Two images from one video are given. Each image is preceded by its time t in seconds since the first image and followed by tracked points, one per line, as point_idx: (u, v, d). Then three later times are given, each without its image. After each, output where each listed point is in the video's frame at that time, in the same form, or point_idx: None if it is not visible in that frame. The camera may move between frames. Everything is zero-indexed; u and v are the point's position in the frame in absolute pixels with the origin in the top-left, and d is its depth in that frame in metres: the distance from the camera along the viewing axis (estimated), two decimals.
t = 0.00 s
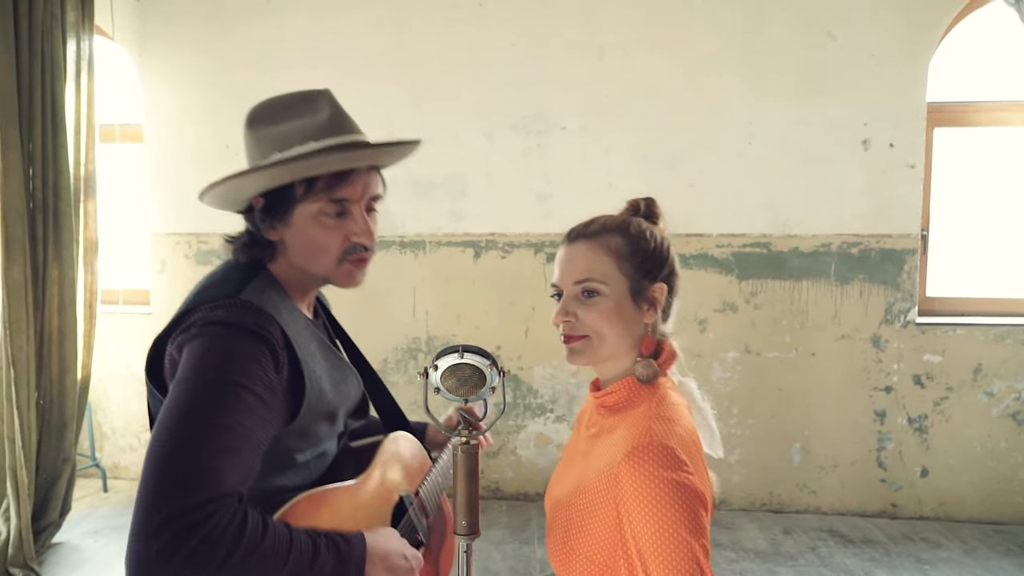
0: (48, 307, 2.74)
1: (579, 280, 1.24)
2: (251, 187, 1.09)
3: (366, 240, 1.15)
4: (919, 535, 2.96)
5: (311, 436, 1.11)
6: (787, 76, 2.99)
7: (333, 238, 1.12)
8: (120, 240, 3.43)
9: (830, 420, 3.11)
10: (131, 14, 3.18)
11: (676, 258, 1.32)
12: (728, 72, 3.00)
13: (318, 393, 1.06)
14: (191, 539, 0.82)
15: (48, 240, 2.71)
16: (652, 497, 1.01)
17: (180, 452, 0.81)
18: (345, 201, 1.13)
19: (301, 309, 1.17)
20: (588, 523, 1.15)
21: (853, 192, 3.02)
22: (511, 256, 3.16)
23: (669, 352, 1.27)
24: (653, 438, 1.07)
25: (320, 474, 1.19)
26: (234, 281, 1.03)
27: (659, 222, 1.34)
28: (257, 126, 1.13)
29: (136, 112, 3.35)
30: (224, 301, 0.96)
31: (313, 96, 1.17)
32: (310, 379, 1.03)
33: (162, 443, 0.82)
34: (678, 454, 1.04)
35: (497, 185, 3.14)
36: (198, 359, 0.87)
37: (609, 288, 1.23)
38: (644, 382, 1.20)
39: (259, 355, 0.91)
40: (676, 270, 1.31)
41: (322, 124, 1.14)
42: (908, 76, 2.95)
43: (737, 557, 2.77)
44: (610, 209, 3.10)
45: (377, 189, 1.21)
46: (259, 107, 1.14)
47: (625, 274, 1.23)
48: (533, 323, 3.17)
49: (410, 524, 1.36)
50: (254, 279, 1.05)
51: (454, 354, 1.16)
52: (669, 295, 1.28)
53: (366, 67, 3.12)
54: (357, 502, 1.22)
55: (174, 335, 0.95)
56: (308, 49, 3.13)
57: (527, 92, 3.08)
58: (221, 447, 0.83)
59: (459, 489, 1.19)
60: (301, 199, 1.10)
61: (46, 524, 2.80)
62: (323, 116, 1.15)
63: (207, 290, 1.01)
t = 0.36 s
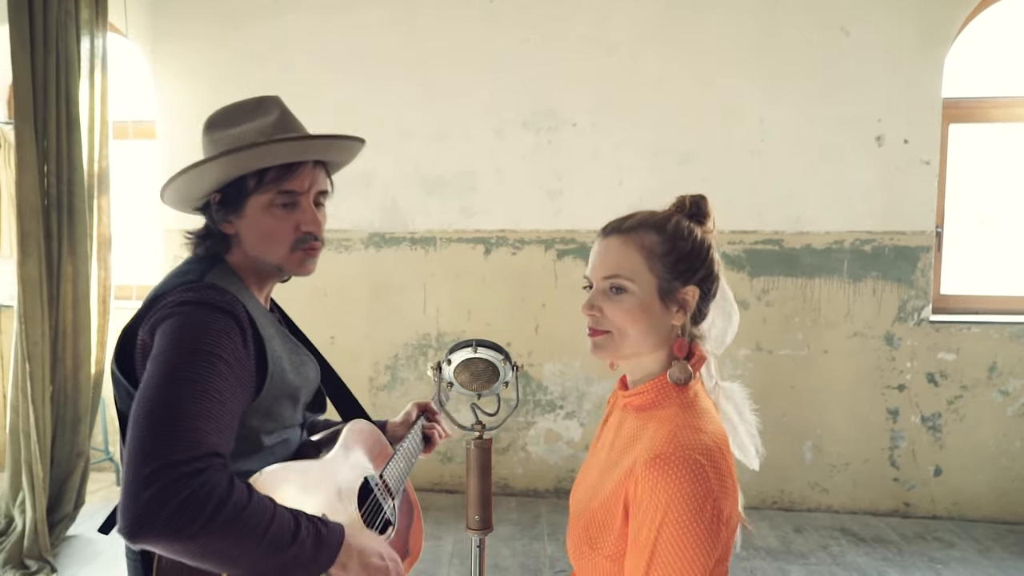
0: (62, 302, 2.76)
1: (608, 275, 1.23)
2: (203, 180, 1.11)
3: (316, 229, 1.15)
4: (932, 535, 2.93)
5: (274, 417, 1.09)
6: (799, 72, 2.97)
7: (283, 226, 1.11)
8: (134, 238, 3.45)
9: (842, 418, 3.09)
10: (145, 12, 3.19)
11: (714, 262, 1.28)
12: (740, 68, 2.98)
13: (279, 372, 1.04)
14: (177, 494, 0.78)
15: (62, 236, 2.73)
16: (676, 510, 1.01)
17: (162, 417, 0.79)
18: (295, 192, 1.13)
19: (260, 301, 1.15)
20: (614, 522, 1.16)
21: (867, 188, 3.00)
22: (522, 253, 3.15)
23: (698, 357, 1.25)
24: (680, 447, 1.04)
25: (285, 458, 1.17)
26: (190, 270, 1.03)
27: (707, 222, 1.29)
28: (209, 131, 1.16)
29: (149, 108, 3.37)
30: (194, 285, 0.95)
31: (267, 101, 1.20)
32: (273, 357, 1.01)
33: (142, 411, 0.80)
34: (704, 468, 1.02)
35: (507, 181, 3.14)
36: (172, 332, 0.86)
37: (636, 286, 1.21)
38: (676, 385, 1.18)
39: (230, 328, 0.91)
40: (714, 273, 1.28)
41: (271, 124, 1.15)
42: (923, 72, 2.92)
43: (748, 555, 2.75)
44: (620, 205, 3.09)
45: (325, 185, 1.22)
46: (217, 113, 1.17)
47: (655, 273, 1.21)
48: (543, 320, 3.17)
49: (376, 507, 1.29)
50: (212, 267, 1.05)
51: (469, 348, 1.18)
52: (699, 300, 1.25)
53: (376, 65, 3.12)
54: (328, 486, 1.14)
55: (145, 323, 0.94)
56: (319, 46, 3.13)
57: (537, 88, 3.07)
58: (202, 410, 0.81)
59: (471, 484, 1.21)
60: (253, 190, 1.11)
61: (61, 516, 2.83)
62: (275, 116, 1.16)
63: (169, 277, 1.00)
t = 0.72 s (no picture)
0: (73, 298, 2.78)
1: (620, 282, 1.22)
2: (200, 171, 1.12)
3: (313, 220, 1.15)
4: (942, 534, 2.91)
5: (279, 412, 1.10)
6: (809, 68, 2.95)
7: (281, 217, 1.12)
8: (143, 235, 3.46)
9: (852, 416, 3.07)
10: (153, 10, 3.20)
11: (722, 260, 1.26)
12: (749, 64, 2.96)
13: (281, 363, 1.04)
14: (175, 476, 0.77)
15: (72, 233, 2.75)
16: (706, 500, 1.01)
17: (158, 398, 0.78)
18: (292, 183, 1.14)
19: (258, 294, 1.14)
20: (631, 515, 1.15)
21: (877, 186, 2.97)
22: (529, 250, 3.15)
23: (711, 354, 1.24)
24: (712, 443, 1.04)
25: (290, 456, 1.17)
26: (189, 262, 1.03)
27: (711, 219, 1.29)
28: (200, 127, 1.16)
29: (158, 106, 3.38)
30: (192, 275, 0.95)
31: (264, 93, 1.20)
32: (274, 348, 1.02)
33: (138, 393, 0.80)
34: (735, 462, 1.03)
35: (515, 178, 3.13)
36: (170, 317, 0.86)
37: (651, 291, 1.20)
38: (692, 382, 1.17)
39: (228, 316, 0.91)
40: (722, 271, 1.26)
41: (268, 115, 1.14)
42: (935, 67, 2.89)
43: (757, 553, 2.74)
44: (628, 202, 3.08)
45: (320, 179, 1.23)
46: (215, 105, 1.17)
47: (667, 276, 1.20)
48: (551, 317, 3.17)
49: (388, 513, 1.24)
50: (209, 259, 1.06)
51: (482, 345, 1.19)
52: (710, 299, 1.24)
53: (384, 62, 3.12)
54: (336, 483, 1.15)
55: (142, 312, 0.94)
56: (328, 44, 3.14)
57: (546, 85, 3.06)
58: (198, 392, 0.81)
59: (483, 481, 1.20)
60: (251, 181, 1.12)
61: (72, 510, 2.85)
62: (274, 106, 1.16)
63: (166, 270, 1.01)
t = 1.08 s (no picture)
0: (76, 300, 2.77)
1: (617, 274, 1.22)
2: (229, 163, 1.05)
3: (352, 219, 1.11)
4: (947, 534, 2.90)
5: (305, 422, 1.04)
6: (814, 66, 2.94)
7: (318, 215, 1.07)
8: (146, 236, 3.47)
9: (856, 415, 3.06)
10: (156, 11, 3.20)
11: (729, 256, 1.25)
12: (753, 62, 2.96)
13: (311, 369, 0.98)
14: (178, 512, 0.74)
15: (75, 235, 2.75)
16: (708, 503, 1.00)
17: (165, 423, 0.74)
18: (330, 179, 1.09)
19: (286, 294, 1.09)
20: (632, 521, 1.14)
21: (881, 184, 2.96)
22: (532, 250, 3.14)
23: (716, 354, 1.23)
24: (720, 451, 1.03)
25: (319, 468, 1.13)
26: (211, 262, 0.99)
27: (723, 214, 1.27)
28: (228, 111, 1.09)
29: (160, 108, 3.39)
30: (209, 278, 0.90)
31: (298, 78, 1.14)
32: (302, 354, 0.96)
33: (145, 416, 0.75)
34: (744, 471, 1.01)
35: (518, 178, 3.13)
36: (182, 329, 0.81)
37: (647, 284, 1.20)
38: (691, 383, 1.18)
39: (246, 326, 0.85)
40: (729, 267, 1.25)
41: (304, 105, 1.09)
42: (939, 65, 2.88)
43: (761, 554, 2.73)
44: (631, 202, 3.07)
45: (359, 173, 1.17)
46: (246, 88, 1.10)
47: (665, 270, 1.20)
48: (554, 317, 3.16)
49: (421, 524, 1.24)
50: (234, 259, 1.01)
51: (485, 347, 1.18)
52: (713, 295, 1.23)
53: (387, 62, 3.11)
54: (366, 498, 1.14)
55: (157, 317, 0.89)
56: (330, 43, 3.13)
57: (549, 84, 3.06)
58: (210, 416, 0.76)
59: (489, 485, 1.20)
60: (286, 176, 1.06)
61: (76, 512, 2.85)
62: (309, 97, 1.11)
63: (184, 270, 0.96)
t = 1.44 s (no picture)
0: (75, 309, 2.77)
1: (611, 287, 1.23)
2: (247, 187, 1.05)
3: (371, 253, 1.09)
4: (952, 542, 2.88)
5: (324, 458, 1.05)
6: (813, 72, 2.94)
7: (334, 248, 1.05)
8: (146, 245, 3.47)
9: (859, 422, 3.05)
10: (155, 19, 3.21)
11: (733, 278, 1.23)
12: (752, 68, 2.96)
13: (333, 407, 0.99)
14: None
15: (75, 246, 2.75)
16: (692, 523, 1.02)
17: (184, 487, 0.74)
18: (351, 210, 1.07)
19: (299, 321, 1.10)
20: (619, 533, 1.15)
21: (881, 191, 2.96)
22: (533, 257, 3.14)
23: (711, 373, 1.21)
24: (704, 471, 1.04)
25: (336, 502, 1.14)
26: (230, 292, 0.96)
27: (733, 237, 1.25)
28: (250, 126, 1.09)
29: (159, 117, 3.39)
30: (223, 317, 0.89)
31: (327, 96, 1.12)
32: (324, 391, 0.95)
33: (162, 478, 0.75)
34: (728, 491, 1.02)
35: (518, 185, 3.13)
36: (199, 382, 0.80)
37: (638, 299, 1.20)
38: (682, 401, 1.17)
39: (266, 372, 0.84)
40: (732, 289, 1.23)
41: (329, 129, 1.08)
42: (938, 71, 2.88)
43: (763, 563, 2.71)
44: (631, 209, 3.07)
45: (385, 202, 1.16)
46: (271, 104, 1.10)
47: (658, 288, 1.19)
48: (554, 325, 3.15)
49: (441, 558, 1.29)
50: (252, 290, 0.99)
51: (483, 366, 1.17)
52: (710, 317, 1.21)
53: (386, 69, 3.12)
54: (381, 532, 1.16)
55: (171, 356, 0.87)
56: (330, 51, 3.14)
57: (548, 92, 3.06)
58: (230, 477, 0.76)
59: (488, 504, 1.18)
60: (304, 206, 1.05)
61: (76, 523, 2.84)
62: (335, 119, 1.09)
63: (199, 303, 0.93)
